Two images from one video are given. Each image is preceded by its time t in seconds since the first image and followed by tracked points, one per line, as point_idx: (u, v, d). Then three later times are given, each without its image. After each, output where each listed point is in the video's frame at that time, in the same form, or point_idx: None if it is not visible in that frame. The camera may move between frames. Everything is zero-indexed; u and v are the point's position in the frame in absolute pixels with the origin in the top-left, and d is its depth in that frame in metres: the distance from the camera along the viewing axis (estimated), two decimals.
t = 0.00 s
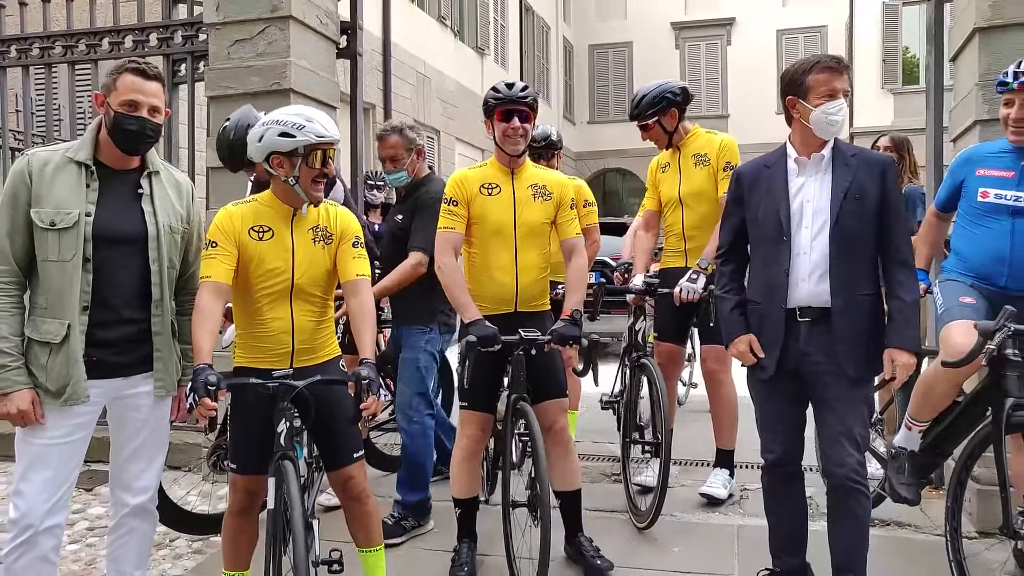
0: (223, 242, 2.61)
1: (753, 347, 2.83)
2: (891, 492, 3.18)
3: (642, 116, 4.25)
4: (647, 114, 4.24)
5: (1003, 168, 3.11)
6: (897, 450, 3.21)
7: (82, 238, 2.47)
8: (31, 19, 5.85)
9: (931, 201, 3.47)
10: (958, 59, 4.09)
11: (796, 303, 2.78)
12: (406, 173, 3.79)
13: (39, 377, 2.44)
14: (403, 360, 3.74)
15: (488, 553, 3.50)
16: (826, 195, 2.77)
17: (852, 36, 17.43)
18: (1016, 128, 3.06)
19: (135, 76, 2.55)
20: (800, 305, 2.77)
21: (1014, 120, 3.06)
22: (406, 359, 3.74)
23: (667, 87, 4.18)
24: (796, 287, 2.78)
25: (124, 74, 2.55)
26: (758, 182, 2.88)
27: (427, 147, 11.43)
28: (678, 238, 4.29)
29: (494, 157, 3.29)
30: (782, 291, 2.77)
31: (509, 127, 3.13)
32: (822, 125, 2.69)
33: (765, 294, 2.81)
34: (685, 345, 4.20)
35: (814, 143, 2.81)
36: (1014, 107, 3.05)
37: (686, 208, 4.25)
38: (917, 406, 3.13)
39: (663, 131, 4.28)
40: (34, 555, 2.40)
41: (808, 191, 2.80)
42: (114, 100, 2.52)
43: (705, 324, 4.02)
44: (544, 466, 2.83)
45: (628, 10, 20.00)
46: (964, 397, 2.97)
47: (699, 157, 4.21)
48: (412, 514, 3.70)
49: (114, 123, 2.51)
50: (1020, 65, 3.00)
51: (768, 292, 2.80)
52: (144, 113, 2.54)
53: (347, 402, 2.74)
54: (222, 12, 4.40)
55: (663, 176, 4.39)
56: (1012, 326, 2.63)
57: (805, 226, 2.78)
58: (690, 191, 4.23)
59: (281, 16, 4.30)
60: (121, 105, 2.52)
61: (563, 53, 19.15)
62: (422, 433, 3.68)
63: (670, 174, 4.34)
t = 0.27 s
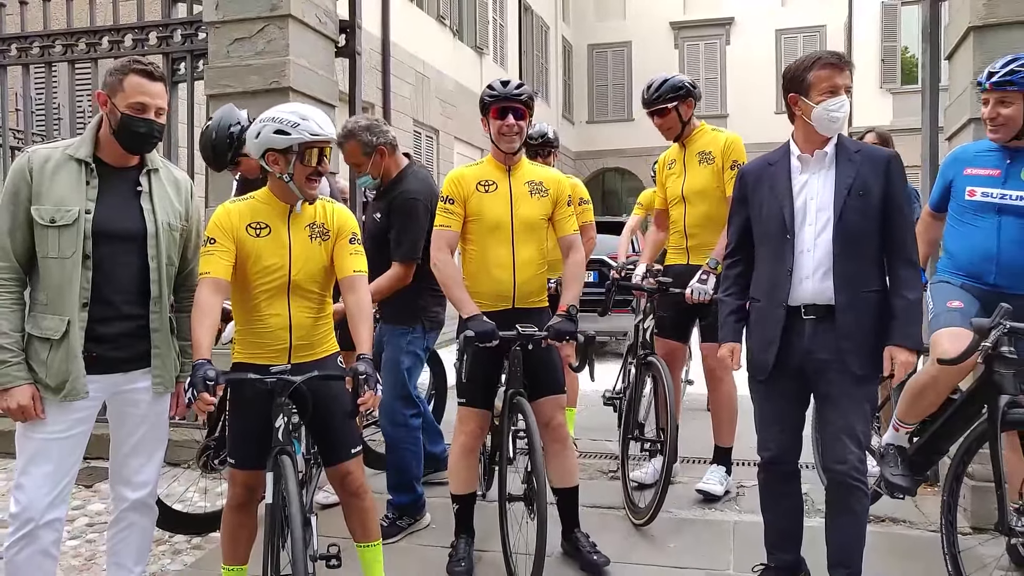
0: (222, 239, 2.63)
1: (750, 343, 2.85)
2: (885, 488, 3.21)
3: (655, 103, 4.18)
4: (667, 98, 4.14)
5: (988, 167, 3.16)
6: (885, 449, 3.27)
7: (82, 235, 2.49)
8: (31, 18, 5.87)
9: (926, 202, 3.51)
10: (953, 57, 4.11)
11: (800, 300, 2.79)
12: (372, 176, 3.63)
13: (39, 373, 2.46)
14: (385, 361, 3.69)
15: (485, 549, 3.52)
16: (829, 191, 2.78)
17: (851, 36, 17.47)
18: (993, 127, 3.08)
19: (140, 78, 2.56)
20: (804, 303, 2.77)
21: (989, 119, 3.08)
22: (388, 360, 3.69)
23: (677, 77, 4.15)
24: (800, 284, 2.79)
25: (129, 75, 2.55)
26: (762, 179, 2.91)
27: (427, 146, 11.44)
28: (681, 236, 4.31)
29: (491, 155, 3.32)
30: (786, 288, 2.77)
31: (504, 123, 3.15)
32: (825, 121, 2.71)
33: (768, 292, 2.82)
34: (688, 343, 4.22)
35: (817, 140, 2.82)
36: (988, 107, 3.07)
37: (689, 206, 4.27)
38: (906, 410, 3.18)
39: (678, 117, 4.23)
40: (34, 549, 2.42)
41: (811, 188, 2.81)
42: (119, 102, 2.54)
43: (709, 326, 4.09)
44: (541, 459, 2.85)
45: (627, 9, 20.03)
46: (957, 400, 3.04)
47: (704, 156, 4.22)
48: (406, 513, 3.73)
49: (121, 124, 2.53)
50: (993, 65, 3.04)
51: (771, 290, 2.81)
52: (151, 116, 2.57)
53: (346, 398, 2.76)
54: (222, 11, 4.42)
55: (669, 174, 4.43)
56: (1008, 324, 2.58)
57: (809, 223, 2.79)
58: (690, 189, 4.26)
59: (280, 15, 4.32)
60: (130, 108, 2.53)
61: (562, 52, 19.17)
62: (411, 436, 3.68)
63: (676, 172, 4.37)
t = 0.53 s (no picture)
0: (222, 239, 2.64)
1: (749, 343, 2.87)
2: (880, 489, 3.21)
3: (671, 91, 4.16)
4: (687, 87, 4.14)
5: (979, 168, 3.18)
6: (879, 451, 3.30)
7: (82, 237, 2.51)
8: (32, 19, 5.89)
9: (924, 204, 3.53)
10: (950, 58, 4.13)
11: (808, 303, 2.79)
12: (360, 177, 3.60)
13: (40, 374, 2.47)
14: (388, 361, 3.69)
15: (483, 548, 3.53)
16: (835, 193, 2.78)
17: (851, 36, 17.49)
18: (982, 127, 3.10)
19: (147, 86, 2.56)
20: (812, 305, 2.78)
21: (976, 120, 3.11)
22: (389, 360, 3.68)
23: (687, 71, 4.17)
24: (807, 288, 2.79)
25: (136, 82, 2.54)
26: (768, 181, 2.91)
27: (427, 146, 11.46)
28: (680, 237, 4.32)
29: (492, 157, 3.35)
30: (793, 291, 2.78)
31: (502, 124, 3.16)
32: (825, 124, 2.72)
33: (776, 296, 2.82)
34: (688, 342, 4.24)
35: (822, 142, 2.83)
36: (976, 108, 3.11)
37: (688, 206, 4.29)
38: (900, 410, 3.21)
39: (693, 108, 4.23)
40: (35, 547, 2.44)
41: (818, 190, 2.81)
42: (126, 109, 2.54)
43: (706, 326, 4.15)
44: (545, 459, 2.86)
45: (626, 10, 20.05)
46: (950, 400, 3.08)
47: (704, 156, 4.25)
48: (405, 513, 3.75)
49: (130, 132, 2.56)
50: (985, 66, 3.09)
51: (779, 292, 2.82)
52: (157, 124, 2.60)
53: (345, 397, 2.78)
54: (222, 11, 4.44)
55: (667, 173, 4.43)
56: (997, 325, 2.67)
57: (815, 226, 2.79)
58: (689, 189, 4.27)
59: (280, 16, 4.34)
60: (136, 115, 2.55)
61: (562, 53, 19.18)
62: (415, 438, 3.70)
63: (674, 172, 4.37)
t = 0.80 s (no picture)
0: (223, 238, 2.65)
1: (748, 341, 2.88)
2: (879, 489, 3.22)
3: (667, 88, 4.16)
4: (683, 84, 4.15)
5: (976, 168, 3.19)
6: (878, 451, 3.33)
7: (82, 236, 2.51)
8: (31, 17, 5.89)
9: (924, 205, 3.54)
10: (949, 59, 4.14)
11: (811, 304, 2.80)
12: (363, 169, 3.56)
13: (40, 373, 2.48)
14: (391, 361, 3.67)
15: (483, 547, 3.54)
16: (841, 194, 2.78)
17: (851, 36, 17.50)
18: (978, 126, 3.11)
19: (146, 87, 2.56)
20: (815, 306, 2.78)
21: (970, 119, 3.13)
22: (391, 359, 3.66)
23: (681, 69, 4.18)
24: (810, 288, 2.80)
25: (136, 83, 2.54)
26: (774, 181, 2.92)
27: (426, 146, 11.46)
28: (671, 236, 4.32)
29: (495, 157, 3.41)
30: (796, 291, 2.79)
31: (500, 124, 3.15)
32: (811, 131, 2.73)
33: (778, 295, 2.84)
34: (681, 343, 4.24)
35: (830, 143, 2.80)
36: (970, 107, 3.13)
37: (681, 204, 4.29)
38: (898, 410, 3.22)
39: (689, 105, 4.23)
40: (35, 545, 2.45)
41: (824, 190, 2.81)
42: (125, 110, 2.55)
43: (697, 323, 4.07)
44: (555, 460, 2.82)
45: (626, 9, 20.05)
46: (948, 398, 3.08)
47: (697, 156, 4.27)
48: (406, 511, 3.76)
49: (130, 132, 2.57)
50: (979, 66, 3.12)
51: (782, 291, 2.83)
52: (157, 124, 2.60)
53: (347, 397, 2.79)
54: (222, 11, 4.44)
55: (655, 171, 4.40)
56: (995, 325, 2.67)
57: (821, 226, 2.79)
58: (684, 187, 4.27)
59: (280, 15, 4.34)
60: (136, 115, 2.56)
61: (562, 52, 19.18)
62: (419, 438, 3.70)
63: (665, 170, 4.36)
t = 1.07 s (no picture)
0: (222, 237, 2.66)
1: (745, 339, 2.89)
2: (876, 488, 3.23)
3: (660, 86, 4.18)
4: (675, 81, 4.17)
5: (972, 166, 3.21)
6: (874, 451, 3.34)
7: (81, 235, 2.52)
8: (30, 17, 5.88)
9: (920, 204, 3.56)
10: (945, 58, 4.15)
11: (802, 301, 2.82)
12: (366, 163, 3.53)
13: (38, 371, 2.48)
14: (390, 361, 3.67)
15: (482, 545, 3.55)
16: (834, 193, 2.79)
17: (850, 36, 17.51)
18: (972, 123, 3.13)
19: (140, 82, 2.58)
20: (806, 304, 2.80)
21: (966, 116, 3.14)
22: (391, 360, 3.67)
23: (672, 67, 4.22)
24: (801, 286, 2.82)
25: (130, 78, 2.57)
26: (769, 177, 2.93)
27: (426, 145, 11.47)
28: (663, 234, 4.32)
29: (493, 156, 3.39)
30: (787, 288, 2.81)
31: (501, 123, 3.17)
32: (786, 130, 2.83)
33: (769, 291, 2.87)
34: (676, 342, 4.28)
35: (820, 142, 2.85)
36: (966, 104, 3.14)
37: (672, 203, 4.29)
38: (896, 411, 3.23)
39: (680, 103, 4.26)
40: (34, 543, 2.45)
41: (818, 188, 2.82)
42: (122, 107, 2.56)
43: (697, 323, 4.08)
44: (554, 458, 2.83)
45: (625, 9, 20.06)
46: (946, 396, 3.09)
47: (688, 155, 4.29)
48: (405, 510, 3.77)
49: (125, 128, 2.57)
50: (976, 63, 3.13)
51: (774, 286, 2.85)
52: (154, 121, 2.61)
53: (345, 395, 2.79)
54: (221, 10, 4.45)
55: (645, 170, 4.39)
56: (990, 324, 2.67)
57: (813, 223, 2.81)
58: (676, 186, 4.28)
59: (279, 15, 4.35)
60: (132, 113, 2.57)
61: (561, 52, 19.19)
62: (417, 437, 3.71)
63: (655, 168, 4.35)
